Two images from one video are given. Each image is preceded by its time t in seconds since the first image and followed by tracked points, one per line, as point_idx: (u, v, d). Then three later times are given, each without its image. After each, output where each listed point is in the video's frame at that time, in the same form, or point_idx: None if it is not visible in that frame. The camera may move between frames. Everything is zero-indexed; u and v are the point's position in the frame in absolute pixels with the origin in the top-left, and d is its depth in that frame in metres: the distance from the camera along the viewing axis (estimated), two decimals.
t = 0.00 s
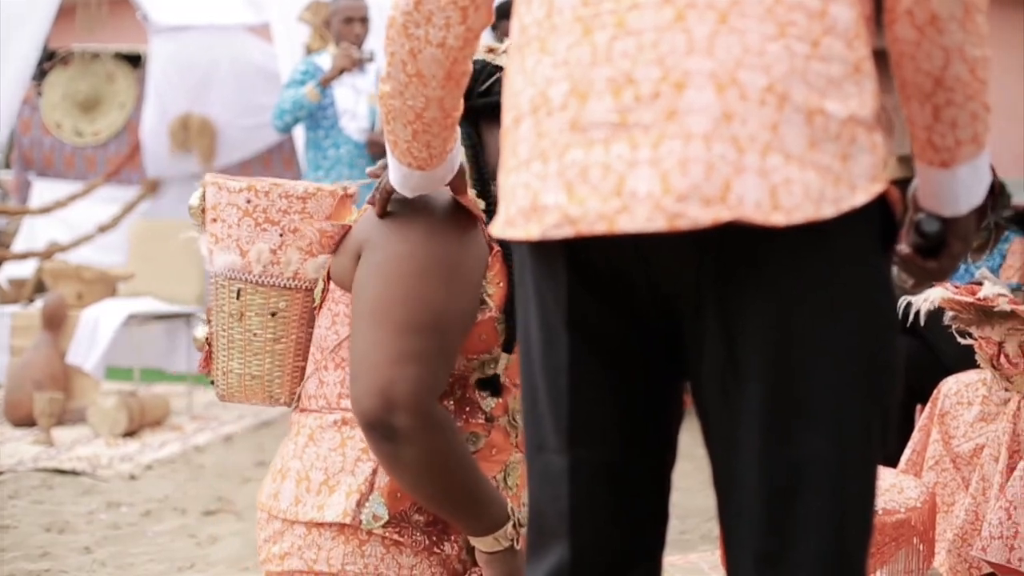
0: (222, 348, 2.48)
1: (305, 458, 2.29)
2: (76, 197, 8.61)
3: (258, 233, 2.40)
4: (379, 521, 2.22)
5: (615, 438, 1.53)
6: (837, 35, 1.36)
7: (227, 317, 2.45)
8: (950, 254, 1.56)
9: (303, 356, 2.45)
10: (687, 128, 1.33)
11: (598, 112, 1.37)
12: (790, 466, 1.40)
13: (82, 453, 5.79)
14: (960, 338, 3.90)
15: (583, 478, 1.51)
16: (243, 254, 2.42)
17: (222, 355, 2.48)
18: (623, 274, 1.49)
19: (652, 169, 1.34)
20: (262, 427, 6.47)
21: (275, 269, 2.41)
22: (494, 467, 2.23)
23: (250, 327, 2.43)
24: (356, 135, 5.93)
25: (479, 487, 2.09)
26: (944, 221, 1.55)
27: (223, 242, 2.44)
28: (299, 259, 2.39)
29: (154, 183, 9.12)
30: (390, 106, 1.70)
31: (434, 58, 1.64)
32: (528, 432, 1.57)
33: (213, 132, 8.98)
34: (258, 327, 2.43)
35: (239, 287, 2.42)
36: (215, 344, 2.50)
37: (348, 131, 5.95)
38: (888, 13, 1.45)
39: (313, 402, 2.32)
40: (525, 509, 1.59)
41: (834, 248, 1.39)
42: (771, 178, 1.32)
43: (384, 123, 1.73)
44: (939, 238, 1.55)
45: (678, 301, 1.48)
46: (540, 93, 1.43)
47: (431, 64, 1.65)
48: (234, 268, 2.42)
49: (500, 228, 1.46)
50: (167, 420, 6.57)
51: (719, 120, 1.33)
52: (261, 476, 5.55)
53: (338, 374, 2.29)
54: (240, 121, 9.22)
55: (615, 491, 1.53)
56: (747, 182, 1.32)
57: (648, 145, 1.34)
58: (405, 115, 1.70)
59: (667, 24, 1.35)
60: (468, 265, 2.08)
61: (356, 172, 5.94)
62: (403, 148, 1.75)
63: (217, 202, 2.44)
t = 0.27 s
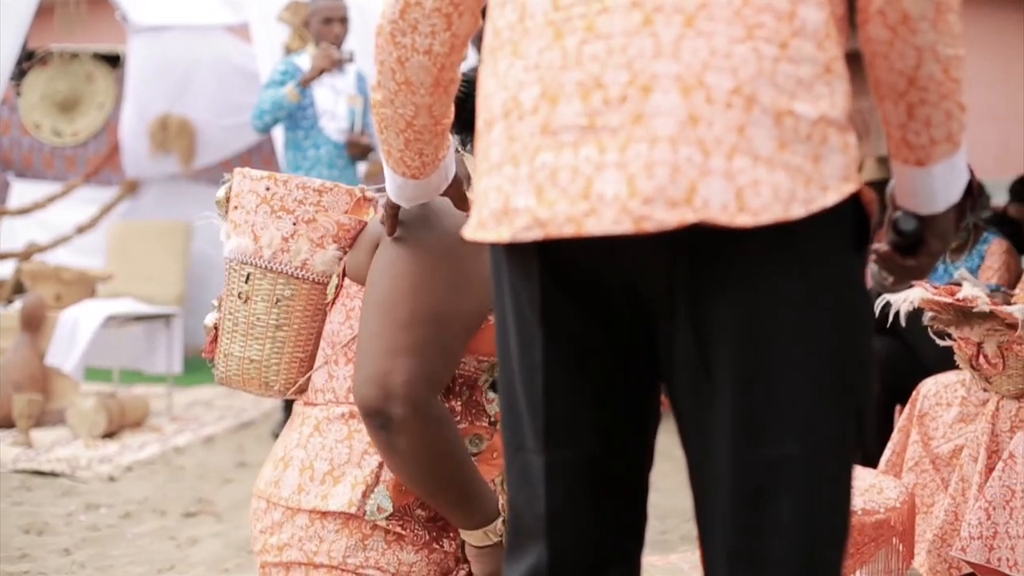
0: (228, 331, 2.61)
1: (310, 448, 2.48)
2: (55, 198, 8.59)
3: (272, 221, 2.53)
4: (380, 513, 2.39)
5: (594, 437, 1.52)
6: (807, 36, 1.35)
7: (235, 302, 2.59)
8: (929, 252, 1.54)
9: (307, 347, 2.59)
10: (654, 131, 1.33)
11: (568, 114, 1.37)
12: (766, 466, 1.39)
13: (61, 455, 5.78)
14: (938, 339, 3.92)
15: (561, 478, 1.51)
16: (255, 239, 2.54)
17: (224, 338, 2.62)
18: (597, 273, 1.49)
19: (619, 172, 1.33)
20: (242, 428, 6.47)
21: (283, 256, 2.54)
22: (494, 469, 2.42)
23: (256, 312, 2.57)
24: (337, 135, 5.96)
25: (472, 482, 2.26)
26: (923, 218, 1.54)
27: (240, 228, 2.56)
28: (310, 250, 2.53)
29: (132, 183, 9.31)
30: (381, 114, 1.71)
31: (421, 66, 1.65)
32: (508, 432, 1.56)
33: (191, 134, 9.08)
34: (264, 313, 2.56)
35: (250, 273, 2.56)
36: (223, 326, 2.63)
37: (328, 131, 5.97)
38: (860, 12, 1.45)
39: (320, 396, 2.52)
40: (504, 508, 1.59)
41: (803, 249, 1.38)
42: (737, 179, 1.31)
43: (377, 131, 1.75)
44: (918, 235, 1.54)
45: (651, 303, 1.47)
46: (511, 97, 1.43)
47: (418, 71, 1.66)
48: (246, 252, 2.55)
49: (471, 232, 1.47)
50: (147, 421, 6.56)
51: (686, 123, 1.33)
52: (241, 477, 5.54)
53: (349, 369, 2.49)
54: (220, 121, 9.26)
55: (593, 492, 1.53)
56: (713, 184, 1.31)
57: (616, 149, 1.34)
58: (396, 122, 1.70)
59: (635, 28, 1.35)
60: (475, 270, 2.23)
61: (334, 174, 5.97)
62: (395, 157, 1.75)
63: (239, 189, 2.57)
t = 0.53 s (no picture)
0: (231, 319, 2.63)
1: (314, 438, 2.50)
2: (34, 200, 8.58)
3: (291, 213, 2.59)
4: (386, 505, 2.44)
5: (568, 435, 1.52)
6: (774, 37, 1.35)
7: (243, 290, 2.61)
8: (908, 250, 1.58)
9: (310, 342, 2.64)
10: (618, 133, 1.32)
11: (533, 116, 1.37)
12: (737, 466, 1.39)
13: (39, 456, 5.77)
14: (916, 339, 3.94)
15: (536, 477, 1.50)
16: (272, 229, 2.59)
17: (227, 325, 2.64)
18: (569, 272, 1.48)
19: (583, 173, 1.33)
20: (221, 429, 6.46)
21: (298, 249, 2.59)
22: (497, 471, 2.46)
23: (264, 301, 2.61)
24: (316, 136, 5.98)
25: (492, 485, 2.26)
26: (900, 218, 1.57)
27: (252, 217, 2.60)
28: (324, 245, 2.60)
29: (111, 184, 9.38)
30: (376, 122, 1.77)
31: (410, 71, 1.70)
32: (482, 430, 1.56)
33: (170, 134, 9.09)
34: (272, 303, 2.61)
35: (262, 263, 2.59)
36: (224, 313, 2.65)
37: (306, 131, 5.98)
38: (830, 11, 1.45)
39: (324, 387, 2.54)
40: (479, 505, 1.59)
41: (773, 250, 1.37)
42: (700, 180, 1.31)
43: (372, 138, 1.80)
44: (895, 234, 1.58)
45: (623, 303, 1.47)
46: (480, 99, 1.43)
47: (408, 77, 1.71)
48: (259, 242, 2.59)
49: (440, 232, 1.47)
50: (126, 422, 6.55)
51: (649, 124, 1.32)
52: (219, 478, 5.53)
53: (359, 364, 2.51)
54: (198, 121, 9.27)
55: (566, 491, 1.52)
56: (676, 184, 1.31)
57: (580, 149, 1.34)
58: (391, 130, 1.76)
59: (601, 31, 1.35)
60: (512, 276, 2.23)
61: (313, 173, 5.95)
62: (392, 165, 1.81)
63: (255, 178, 2.62)
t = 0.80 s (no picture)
0: (223, 309, 2.55)
1: (312, 423, 2.43)
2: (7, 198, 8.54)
3: (287, 203, 2.52)
4: (386, 492, 2.39)
5: (536, 435, 1.51)
6: (733, 37, 1.35)
7: (236, 279, 2.54)
8: (879, 245, 1.58)
9: (300, 333, 2.58)
10: (575, 134, 1.32)
11: (493, 118, 1.37)
12: (703, 465, 1.39)
13: (11, 455, 5.75)
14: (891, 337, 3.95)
15: (503, 476, 1.49)
16: (267, 219, 2.52)
17: (218, 315, 2.56)
18: (533, 273, 1.47)
19: (541, 174, 1.33)
20: (196, 429, 6.43)
21: (293, 239, 2.53)
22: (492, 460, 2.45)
23: (258, 291, 2.53)
24: (290, 133, 5.95)
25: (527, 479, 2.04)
26: (871, 213, 1.57)
27: (245, 206, 2.52)
28: (319, 236, 2.54)
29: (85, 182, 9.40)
30: (363, 126, 1.79)
31: (393, 76, 1.71)
32: (450, 430, 1.56)
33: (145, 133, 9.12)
34: (266, 293, 2.53)
35: (256, 252, 2.52)
36: (216, 303, 2.57)
37: (281, 129, 5.95)
38: (794, 9, 1.45)
39: (321, 375, 2.47)
40: (446, 503, 1.59)
41: (735, 250, 1.37)
42: (657, 181, 1.31)
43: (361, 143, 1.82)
44: (866, 230, 1.58)
45: (588, 302, 1.46)
46: (443, 99, 1.43)
47: (391, 82, 1.72)
48: (254, 232, 2.51)
49: (404, 232, 1.47)
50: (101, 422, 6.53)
51: (606, 125, 1.32)
52: (192, 478, 5.51)
53: (357, 353, 2.45)
54: (173, 121, 9.23)
55: (535, 490, 1.52)
56: (632, 185, 1.31)
57: (538, 150, 1.33)
58: (377, 134, 1.78)
59: (559, 32, 1.35)
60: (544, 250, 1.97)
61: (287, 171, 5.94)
62: (382, 169, 1.83)
63: (248, 167, 2.54)
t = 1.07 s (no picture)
0: (199, 313, 2.55)
1: (296, 417, 2.43)
2: None
3: (256, 202, 2.50)
4: (377, 480, 2.40)
5: (501, 435, 1.51)
6: (693, 37, 1.35)
7: (209, 282, 2.53)
8: (843, 244, 1.57)
9: (276, 332, 2.56)
10: (533, 136, 1.32)
11: (454, 119, 1.36)
12: (667, 464, 1.38)
13: None
14: (859, 335, 3.95)
15: (468, 475, 1.49)
16: (238, 221, 2.50)
17: (193, 319, 2.56)
18: (495, 272, 1.47)
19: (500, 176, 1.33)
20: (165, 428, 6.41)
21: (265, 239, 2.51)
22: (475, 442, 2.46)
23: (232, 294, 2.52)
24: (259, 133, 5.94)
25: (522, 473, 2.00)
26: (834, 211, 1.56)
27: (215, 207, 2.51)
28: (290, 234, 2.52)
29: (54, 180, 9.36)
30: (338, 125, 1.78)
31: (364, 75, 1.71)
32: (416, 429, 1.55)
33: (113, 131, 9.14)
34: (240, 295, 2.52)
35: (228, 254, 2.51)
36: (191, 307, 2.56)
37: (250, 128, 5.93)
38: (754, 8, 1.45)
39: (300, 371, 2.47)
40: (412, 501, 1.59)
41: (695, 249, 1.36)
42: (614, 182, 1.30)
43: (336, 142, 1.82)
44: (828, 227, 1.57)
45: (550, 302, 1.45)
46: (405, 100, 1.43)
47: (362, 81, 1.72)
48: (224, 234, 2.50)
49: (368, 231, 1.46)
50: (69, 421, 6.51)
51: (563, 126, 1.32)
52: (160, 478, 5.50)
53: (335, 346, 2.45)
54: (142, 119, 9.20)
55: (501, 489, 1.51)
56: (590, 186, 1.31)
57: (497, 152, 1.34)
58: (351, 133, 1.77)
59: (518, 33, 1.34)
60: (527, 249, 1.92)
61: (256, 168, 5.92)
62: (357, 167, 1.83)
63: (214, 169, 2.52)
